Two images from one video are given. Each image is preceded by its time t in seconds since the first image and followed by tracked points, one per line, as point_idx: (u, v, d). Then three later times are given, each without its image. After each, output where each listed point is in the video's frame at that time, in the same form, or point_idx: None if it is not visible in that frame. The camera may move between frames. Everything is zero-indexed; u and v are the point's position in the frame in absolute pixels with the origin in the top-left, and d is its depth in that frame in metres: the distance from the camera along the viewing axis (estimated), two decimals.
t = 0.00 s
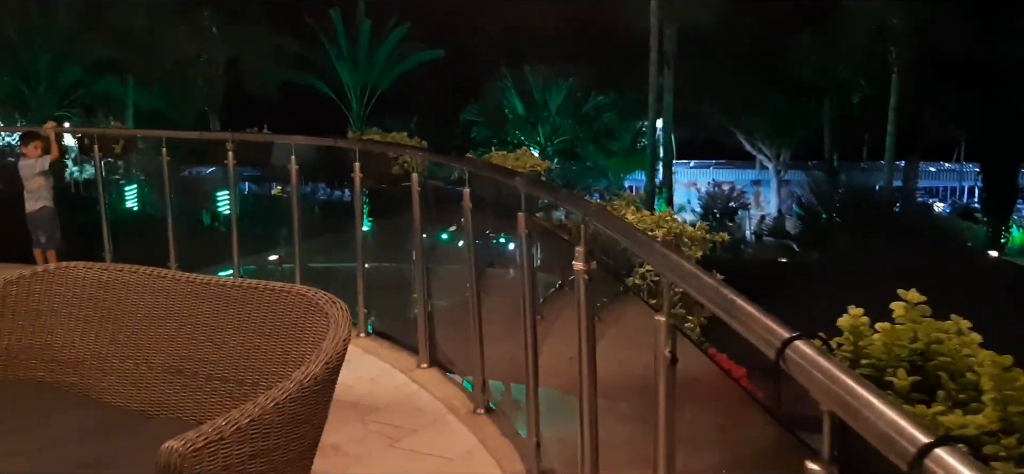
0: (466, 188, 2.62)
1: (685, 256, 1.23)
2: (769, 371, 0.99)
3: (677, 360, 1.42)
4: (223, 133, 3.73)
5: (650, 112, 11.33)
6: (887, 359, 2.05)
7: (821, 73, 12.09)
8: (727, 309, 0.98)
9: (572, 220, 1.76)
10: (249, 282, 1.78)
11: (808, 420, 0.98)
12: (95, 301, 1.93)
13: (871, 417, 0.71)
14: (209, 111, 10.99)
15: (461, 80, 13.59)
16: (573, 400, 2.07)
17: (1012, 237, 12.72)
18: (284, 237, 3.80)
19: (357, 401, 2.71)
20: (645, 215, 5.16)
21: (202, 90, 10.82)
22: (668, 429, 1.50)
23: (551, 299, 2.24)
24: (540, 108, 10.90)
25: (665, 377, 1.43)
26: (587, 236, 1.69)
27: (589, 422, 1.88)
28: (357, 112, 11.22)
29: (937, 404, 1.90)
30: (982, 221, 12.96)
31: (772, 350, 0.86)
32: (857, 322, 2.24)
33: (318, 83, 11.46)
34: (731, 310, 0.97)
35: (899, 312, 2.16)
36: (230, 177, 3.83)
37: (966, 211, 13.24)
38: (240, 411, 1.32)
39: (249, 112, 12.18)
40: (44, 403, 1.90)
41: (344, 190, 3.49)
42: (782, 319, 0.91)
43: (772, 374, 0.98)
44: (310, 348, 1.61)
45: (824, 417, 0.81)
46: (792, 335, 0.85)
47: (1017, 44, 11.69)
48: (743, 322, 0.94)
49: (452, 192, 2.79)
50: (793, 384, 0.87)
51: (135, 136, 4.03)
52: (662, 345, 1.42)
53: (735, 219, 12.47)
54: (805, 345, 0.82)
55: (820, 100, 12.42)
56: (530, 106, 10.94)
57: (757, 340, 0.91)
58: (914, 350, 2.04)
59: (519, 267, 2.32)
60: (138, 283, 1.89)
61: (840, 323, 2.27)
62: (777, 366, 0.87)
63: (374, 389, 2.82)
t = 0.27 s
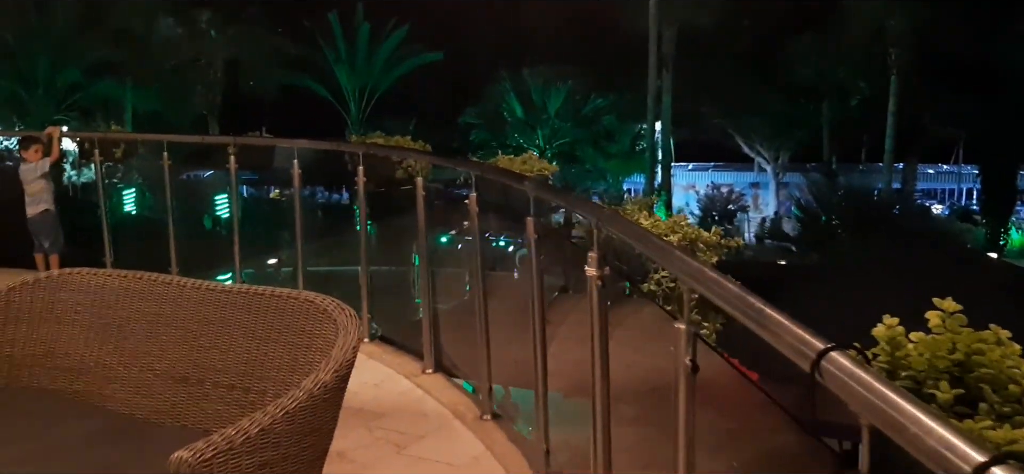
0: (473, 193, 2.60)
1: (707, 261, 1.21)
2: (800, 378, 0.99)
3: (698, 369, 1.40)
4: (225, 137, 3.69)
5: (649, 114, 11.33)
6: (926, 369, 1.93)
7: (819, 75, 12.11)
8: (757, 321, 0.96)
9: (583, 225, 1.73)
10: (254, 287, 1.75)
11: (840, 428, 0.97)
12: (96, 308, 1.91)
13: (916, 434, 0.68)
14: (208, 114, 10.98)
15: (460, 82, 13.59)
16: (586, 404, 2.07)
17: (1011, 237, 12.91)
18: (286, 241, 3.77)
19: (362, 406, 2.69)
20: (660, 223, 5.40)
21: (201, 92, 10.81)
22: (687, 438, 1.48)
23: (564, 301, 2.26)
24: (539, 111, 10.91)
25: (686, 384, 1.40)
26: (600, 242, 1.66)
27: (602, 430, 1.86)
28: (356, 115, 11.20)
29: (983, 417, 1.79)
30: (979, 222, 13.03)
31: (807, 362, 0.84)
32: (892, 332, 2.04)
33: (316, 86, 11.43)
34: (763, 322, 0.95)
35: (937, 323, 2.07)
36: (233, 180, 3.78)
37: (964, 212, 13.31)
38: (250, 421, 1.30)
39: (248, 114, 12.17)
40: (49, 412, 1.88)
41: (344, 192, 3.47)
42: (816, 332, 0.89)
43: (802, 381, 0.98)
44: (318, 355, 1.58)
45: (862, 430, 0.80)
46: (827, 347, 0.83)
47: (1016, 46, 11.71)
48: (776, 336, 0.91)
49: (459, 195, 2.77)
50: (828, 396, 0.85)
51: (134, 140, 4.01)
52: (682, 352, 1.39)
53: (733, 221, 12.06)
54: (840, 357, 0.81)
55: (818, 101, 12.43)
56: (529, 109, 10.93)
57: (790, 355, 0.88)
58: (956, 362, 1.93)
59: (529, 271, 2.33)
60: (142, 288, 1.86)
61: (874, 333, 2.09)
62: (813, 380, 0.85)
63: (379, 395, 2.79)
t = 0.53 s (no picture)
0: (479, 195, 2.59)
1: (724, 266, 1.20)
2: (826, 382, 0.98)
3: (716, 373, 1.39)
4: (229, 139, 3.67)
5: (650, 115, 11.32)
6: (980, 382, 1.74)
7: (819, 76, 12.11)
8: (782, 326, 0.95)
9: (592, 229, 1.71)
10: (257, 290, 1.74)
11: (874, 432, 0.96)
12: (100, 313, 1.90)
13: (955, 443, 0.67)
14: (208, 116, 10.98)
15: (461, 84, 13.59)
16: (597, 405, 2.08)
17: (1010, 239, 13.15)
18: (290, 243, 3.77)
19: (368, 410, 2.68)
20: (675, 226, 5.40)
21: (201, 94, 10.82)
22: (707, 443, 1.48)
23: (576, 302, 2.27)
24: (540, 113, 10.92)
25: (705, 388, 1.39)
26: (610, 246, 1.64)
27: (614, 434, 1.85)
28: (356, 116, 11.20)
29: None
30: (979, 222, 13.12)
31: (837, 369, 0.83)
32: (924, 338, 2.61)
33: (316, 88, 11.41)
34: (788, 326, 0.94)
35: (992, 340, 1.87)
36: (236, 183, 3.74)
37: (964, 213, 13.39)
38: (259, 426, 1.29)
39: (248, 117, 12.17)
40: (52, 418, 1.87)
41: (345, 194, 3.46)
42: (845, 338, 0.88)
43: (828, 385, 0.97)
44: (327, 360, 1.57)
45: (897, 437, 0.79)
46: (859, 354, 0.81)
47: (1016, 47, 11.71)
48: (805, 342, 0.90)
49: (465, 197, 2.76)
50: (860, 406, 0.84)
51: (133, 144, 3.98)
52: (700, 357, 1.38)
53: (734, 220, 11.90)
54: (873, 365, 0.80)
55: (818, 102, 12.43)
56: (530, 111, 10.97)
57: (820, 362, 0.87)
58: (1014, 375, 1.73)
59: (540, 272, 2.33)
60: (146, 293, 1.85)
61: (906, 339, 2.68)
62: (843, 388, 0.83)
63: (384, 398, 2.77)
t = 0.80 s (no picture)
0: (485, 195, 2.56)
1: (741, 268, 1.16)
2: (850, 388, 0.95)
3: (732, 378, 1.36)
4: (232, 139, 3.63)
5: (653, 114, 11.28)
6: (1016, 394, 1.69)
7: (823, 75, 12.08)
8: (804, 330, 0.93)
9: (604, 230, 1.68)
10: (260, 291, 1.72)
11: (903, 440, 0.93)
12: (102, 314, 1.87)
13: (994, 455, 0.65)
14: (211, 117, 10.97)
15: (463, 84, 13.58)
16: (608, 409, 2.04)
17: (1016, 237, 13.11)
18: (293, 243, 3.75)
19: (373, 413, 2.65)
20: (687, 226, 5.37)
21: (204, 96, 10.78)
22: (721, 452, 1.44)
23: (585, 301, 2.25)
24: (542, 113, 10.81)
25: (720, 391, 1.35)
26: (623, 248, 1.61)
27: (623, 439, 1.82)
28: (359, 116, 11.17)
29: None
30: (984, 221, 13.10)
31: (865, 378, 0.80)
32: (950, 343, 2.50)
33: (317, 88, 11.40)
34: (811, 332, 0.91)
35: None
36: (240, 184, 3.71)
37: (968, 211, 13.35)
38: (263, 431, 1.27)
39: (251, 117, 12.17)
40: (54, 423, 1.85)
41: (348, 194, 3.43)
42: (872, 344, 0.85)
43: (852, 392, 0.94)
44: (333, 362, 1.54)
45: (928, 449, 0.76)
46: (889, 361, 0.79)
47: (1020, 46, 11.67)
48: (830, 349, 0.87)
49: (471, 197, 2.73)
50: (890, 412, 0.81)
51: (136, 144, 3.97)
52: (716, 361, 1.35)
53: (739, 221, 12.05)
54: (905, 372, 0.77)
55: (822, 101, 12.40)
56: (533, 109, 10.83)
57: (847, 369, 0.85)
58: None
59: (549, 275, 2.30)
60: (149, 295, 1.83)
61: (934, 347, 2.58)
62: (871, 396, 0.81)
63: (389, 400, 2.75)
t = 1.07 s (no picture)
0: (489, 194, 2.52)
1: (757, 272, 1.12)
2: (874, 397, 0.91)
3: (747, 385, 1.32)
4: (233, 138, 3.58)
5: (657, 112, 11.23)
6: None
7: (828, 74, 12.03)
8: (827, 337, 0.89)
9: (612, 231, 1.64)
10: (262, 294, 1.69)
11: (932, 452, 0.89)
12: (99, 316, 1.84)
13: None
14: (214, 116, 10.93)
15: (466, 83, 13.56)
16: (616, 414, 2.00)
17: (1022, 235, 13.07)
18: (296, 242, 3.72)
19: (376, 415, 2.61)
20: (697, 227, 5.36)
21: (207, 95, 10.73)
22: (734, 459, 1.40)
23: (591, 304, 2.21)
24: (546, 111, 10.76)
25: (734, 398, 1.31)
26: (632, 250, 1.56)
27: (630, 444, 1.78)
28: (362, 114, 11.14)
29: None
30: (989, 219, 13.07)
31: (896, 391, 0.77)
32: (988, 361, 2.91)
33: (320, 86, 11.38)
34: (835, 339, 0.87)
35: None
36: (242, 183, 3.68)
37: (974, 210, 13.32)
38: (263, 438, 1.23)
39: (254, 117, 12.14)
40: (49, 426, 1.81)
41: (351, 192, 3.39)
42: (901, 354, 0.81)
43: (877, 402, 0.90)
44: (334, 367, 1.50)
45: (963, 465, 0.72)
46: (922, 373, 0.75)
47: None
48: (857, 358, 0.83)
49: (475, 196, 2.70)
50: (922, 426, 0.77)
51: (137, 143, 3.94)
52: (731, 367, 1.31)
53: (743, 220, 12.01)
54: (939, 385, 0.74)
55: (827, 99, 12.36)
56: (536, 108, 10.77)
57: (874, 380, 0.81)
58: None
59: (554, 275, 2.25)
60: (147, 296, 1.79)
61: (969, 357, 3.11)
62: (901, 409, 0.77)
63: (392, 402, 2.71)
